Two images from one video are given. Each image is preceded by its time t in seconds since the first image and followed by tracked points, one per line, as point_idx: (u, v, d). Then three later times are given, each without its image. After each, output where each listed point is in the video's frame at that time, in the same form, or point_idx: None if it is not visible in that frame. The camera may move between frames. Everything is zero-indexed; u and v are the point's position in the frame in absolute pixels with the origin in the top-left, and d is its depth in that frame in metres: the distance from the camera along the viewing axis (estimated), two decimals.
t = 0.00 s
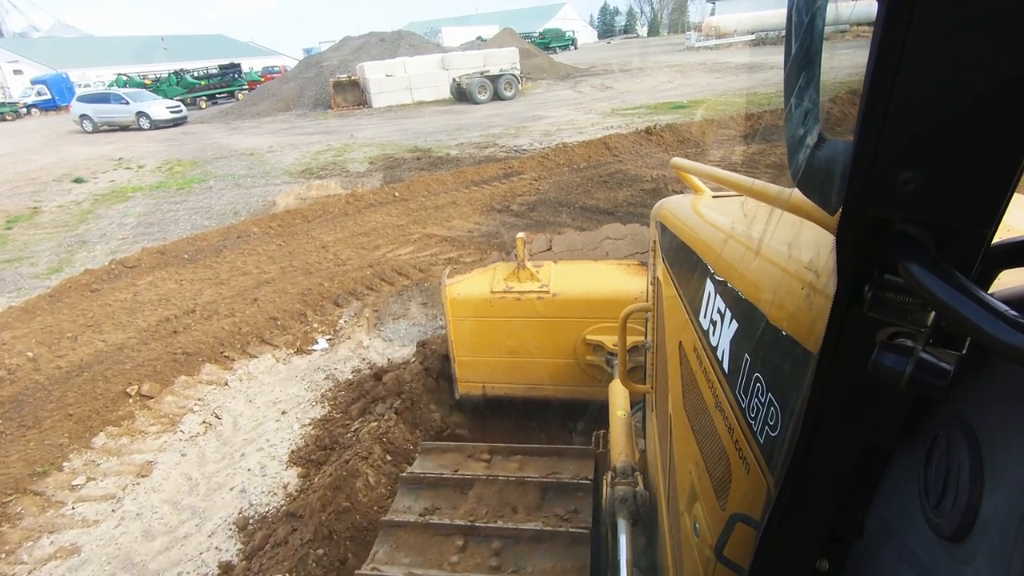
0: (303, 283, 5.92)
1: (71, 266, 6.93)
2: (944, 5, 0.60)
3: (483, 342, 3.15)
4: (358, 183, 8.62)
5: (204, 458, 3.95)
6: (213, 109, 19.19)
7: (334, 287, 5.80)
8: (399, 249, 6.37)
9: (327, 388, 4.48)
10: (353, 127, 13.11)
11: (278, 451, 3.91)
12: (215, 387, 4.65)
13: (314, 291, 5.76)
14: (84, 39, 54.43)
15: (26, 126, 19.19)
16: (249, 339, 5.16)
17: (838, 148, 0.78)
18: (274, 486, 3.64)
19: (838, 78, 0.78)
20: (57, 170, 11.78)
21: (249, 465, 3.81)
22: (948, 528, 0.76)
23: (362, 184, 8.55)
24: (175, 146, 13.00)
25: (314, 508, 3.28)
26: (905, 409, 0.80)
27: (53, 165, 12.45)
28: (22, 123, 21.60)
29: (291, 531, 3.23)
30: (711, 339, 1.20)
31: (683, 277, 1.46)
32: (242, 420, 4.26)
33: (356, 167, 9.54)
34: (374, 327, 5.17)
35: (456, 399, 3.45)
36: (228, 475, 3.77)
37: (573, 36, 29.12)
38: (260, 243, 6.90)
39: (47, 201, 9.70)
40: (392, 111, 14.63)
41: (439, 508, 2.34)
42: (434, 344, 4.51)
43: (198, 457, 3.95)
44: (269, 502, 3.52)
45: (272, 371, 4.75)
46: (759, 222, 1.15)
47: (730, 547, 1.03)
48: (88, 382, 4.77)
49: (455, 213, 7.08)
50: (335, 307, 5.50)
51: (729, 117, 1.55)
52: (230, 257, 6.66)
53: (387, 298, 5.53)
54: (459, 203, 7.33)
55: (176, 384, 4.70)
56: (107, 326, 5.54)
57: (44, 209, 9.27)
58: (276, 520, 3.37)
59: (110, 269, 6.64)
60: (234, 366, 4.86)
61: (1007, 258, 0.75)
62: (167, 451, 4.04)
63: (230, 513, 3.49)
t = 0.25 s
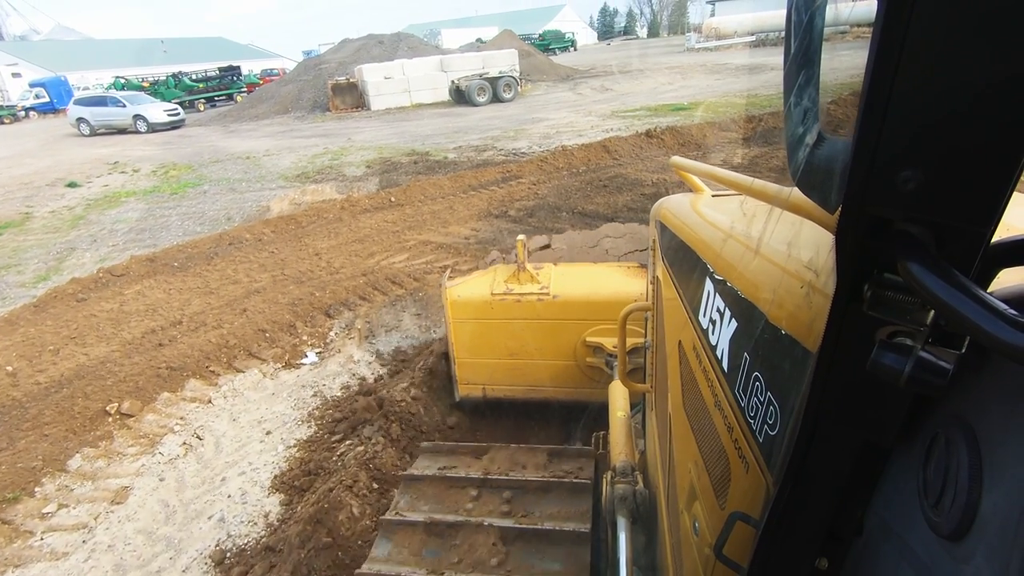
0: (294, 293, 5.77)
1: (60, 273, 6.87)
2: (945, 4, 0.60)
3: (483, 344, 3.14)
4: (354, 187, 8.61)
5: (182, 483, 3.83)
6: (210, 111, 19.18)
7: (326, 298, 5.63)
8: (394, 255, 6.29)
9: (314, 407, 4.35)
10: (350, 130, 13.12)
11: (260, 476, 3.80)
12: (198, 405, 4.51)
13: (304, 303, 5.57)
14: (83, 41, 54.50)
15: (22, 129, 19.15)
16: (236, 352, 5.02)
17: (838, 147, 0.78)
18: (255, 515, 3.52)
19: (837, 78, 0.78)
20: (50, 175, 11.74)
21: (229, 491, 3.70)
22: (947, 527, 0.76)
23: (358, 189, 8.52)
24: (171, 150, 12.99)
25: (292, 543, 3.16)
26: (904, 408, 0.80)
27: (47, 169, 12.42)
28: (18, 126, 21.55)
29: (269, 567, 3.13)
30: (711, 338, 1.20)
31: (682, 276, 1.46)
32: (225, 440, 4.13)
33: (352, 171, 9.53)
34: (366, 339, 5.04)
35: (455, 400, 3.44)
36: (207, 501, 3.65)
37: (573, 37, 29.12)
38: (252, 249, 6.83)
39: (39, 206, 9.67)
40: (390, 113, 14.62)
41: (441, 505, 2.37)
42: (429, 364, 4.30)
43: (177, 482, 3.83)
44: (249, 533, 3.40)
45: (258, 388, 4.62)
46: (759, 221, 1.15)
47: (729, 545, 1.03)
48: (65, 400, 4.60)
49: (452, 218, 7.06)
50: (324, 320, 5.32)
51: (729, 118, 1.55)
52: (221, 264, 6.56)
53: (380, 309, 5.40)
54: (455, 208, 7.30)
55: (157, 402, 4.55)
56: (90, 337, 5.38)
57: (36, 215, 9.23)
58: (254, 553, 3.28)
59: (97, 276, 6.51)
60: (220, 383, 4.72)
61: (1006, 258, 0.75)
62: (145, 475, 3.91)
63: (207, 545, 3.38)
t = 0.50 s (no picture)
0: (282, 305, 5.65)
1: (46, 281, 6.81)
2: (944, 4, 0.60)
3: (484, 345, 3.14)
4: (350, 192, 8.59)
5: (158, 510, 3.58)
6: (208, 115, 19.17)
7: (316, 310, 5.52)
8: (388, 262, 6.26)
9: (300, 427, 4.11)
10: (348, 133, 13.12)
11: (240, 503, 3.55)
12: (179, 424, 4.30)
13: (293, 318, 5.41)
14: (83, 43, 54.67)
15: (17, 133, 19.14)
16: (222, 368, 4.85)
17: (839, 147, 0.78)
18: (234, 548, 3.27)
19: (837, 79, 0.78)
20: (45, 179, 11.72)
21: (207, 521, 3.45)
22: (948, 527, 0.76)
23: (354, 194, 8.50)
24: (167, 153, 12.98)
25: None
26: (905, 408, 0.80)
27: (41, 172, 12.37)
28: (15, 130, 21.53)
29: None
30: (711, 338, 1.20)
31: (682, 277, 1.46)
32: (205, 463, 3.89)
33: (349, 175, 9.52)
34: (357, 353, 4.89)
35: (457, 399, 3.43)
36: (184, 531, 3.40)
37: (571, 39, 29.20)
38: (243, 257, 6.78)
39: (30, 211, 9.62)
40: (389, 116, 14.62)
41: (458, 468, 2.54)
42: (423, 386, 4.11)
43: (153, 509, 3.58)
44: (225, 568, 3.15)
45: (243, 406, 4.41)
46: (759, 221, 1.15)
47: (730, 545, 1.03)
48: (41, 419, 4.43)
49: (448, 223, 7.05)
50: (315, 334, 5.21)
51: (728, 119, 1.55)
52: (210, 272, 6.50)
53: (372, 320, 5.29)
54: (452, 213, 7.29)
55: (137, 421, 4.35)
56: (73, 351, 5.25)
57: (26, 220, 9.19)
58: None
59: (83, 286, 6.46)
60: (203, 400, 4.52)
61: (1008, 257, 0.75)
62: (119, 502, 3.67)
63: None
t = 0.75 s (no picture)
0: (272, 316, 5.52)
1: (32, 290, 6.78)
2: (946, 4, 0.60)
3: (484, 348, 3.14)
4: (345, 197, 8.57)
5: (131, 541, 3.45)
6: (205, 117, 19.16)
7: (308, 322, 5.38)
8: (381, 270, 6.22)
9: (284, 449, 3.99)
10: (346, 135, 13.11)
11: (217, 534, 3.43)
12: (159, 447, 4.17)
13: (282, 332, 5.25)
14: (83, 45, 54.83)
15: (13, 136, 19.14)
16: (205, 383, 4.73)
17: (839, 148, 0.78)
18: None
19: (837, 80, 0.78)
20: (40, 183, 11.70)
21: (182, 554, 3.33)
22: (948, 529, 0.76)
23: (349, 199, 8.48)
24: (163, 156, 12.97)
25: None
26: (906, 410, 0.79)
27: (35, 176, 12.36)
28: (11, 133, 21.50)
29: None
30: (711, 339, 1.20)
31: (682, 278, 1.46)
32: (183, 489, 3.76)
33: (345, 178, 9.50)
34: (347, 367, 4.77)
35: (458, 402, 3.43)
36: (157, 565, 3.28)
37: (571, 40, 29.20)
38: (233, 264, 6.74)
39: (21, 216, 9.61)
40: (387, 118, 14.60)
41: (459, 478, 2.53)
42: (411, 415, 4.08)
43: (125, 540, 3.46)
44: None
45: (226, 425, 4.29)
46: (759, 221, 1.15)
47: (730, 547, 1.03)
48: (15, 439, 4.31)
49: (445, 228, 7.04)
50: (304, 348, 5.08)
51: (729, 122, 1.55)
52: (200, 280, 6.47)
53: (363, 332, 5.15)
54: (448, 219, 7.27)
55: (114, 441, 4.22)
56: (53, 365, 5.17)
57: (17, 225, 9.18)
58: None
59: (69, 295, 6.44)
60: (185, 419, 4.40)
61: (1010, 257, 0.75)
62: (91, 531, 3.54)
63: None
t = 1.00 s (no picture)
0: (260, 327, 5.53)
1: (19, 298, 6.79)
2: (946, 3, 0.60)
3: (485, 350, 3.14)
4: (341, 201, 8.57)
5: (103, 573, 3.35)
6: (203, 119, 19.20)
7: (297, 332, 5.39)
8: (374, 279, 6.19)
9: (268, 473, 3.89)
10: (343, 137, 13.12)
11: (194, 567, 3.31)
12: (137, 469, 4.09)
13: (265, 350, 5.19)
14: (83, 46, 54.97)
15: (10, 138, 19.21)
16: (188, 401, 4.69)
17: (839, 148, 0.78)
18: None
19: (837, 79, 0.78)
20: (34, 187, 11.70)
21: None
22: (949, 528, 0.76)
23: (344, 203, 8.48)
24: (158, 159, 12.97)
25: None
26: (907, 409, 0.79)
27: (30, 180, 12.39)
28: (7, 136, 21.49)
29: None
30: (711, 339, 1.20)
31: (683, 278, 1.46)
32: (160, 516, 3.66)
33: (341, 182, 9.51)
34: (336, 383, 4.70)
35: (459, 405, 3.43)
36: None
37: (572, 41, 29.22)
38: (224, 273, 6.74)
39: (14, 220, 9.64)
40: (385, 120, 14.61)
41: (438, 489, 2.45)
42: (401, 439, 3.92)
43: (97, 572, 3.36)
44: None
45: (208, 447, 4.22)
46: (760, 221, 1.15)
47: (731, 546, 1.03)
48: None
49: (441, 233, 7.05)
50: (293, 361, 5.05)
51: (729, 124, 1.55)
52: (189, 289, 6.47)
53: (355, 344, 5.11)
54: (444, 224, 7.26)
55: (91, 464, 4.14)
56: (33, 381, 5.14)
57: (9, 230, 9.21)
58: None
59: (54, 304, 6.43)
60: (166, 439, 4.34)
61: (1010, 257, 0.75)
62: (61, 563, 3.43)
63: None
